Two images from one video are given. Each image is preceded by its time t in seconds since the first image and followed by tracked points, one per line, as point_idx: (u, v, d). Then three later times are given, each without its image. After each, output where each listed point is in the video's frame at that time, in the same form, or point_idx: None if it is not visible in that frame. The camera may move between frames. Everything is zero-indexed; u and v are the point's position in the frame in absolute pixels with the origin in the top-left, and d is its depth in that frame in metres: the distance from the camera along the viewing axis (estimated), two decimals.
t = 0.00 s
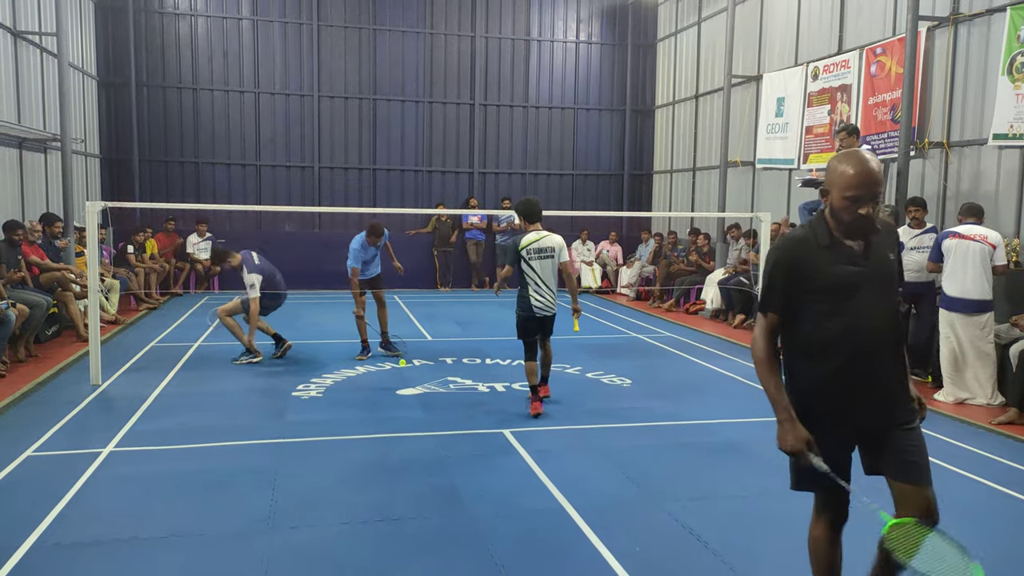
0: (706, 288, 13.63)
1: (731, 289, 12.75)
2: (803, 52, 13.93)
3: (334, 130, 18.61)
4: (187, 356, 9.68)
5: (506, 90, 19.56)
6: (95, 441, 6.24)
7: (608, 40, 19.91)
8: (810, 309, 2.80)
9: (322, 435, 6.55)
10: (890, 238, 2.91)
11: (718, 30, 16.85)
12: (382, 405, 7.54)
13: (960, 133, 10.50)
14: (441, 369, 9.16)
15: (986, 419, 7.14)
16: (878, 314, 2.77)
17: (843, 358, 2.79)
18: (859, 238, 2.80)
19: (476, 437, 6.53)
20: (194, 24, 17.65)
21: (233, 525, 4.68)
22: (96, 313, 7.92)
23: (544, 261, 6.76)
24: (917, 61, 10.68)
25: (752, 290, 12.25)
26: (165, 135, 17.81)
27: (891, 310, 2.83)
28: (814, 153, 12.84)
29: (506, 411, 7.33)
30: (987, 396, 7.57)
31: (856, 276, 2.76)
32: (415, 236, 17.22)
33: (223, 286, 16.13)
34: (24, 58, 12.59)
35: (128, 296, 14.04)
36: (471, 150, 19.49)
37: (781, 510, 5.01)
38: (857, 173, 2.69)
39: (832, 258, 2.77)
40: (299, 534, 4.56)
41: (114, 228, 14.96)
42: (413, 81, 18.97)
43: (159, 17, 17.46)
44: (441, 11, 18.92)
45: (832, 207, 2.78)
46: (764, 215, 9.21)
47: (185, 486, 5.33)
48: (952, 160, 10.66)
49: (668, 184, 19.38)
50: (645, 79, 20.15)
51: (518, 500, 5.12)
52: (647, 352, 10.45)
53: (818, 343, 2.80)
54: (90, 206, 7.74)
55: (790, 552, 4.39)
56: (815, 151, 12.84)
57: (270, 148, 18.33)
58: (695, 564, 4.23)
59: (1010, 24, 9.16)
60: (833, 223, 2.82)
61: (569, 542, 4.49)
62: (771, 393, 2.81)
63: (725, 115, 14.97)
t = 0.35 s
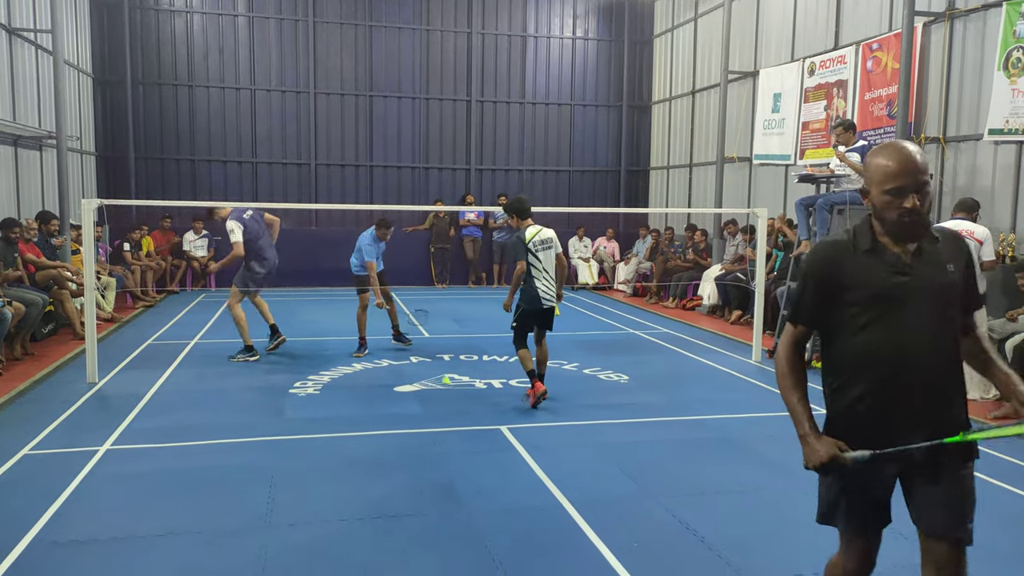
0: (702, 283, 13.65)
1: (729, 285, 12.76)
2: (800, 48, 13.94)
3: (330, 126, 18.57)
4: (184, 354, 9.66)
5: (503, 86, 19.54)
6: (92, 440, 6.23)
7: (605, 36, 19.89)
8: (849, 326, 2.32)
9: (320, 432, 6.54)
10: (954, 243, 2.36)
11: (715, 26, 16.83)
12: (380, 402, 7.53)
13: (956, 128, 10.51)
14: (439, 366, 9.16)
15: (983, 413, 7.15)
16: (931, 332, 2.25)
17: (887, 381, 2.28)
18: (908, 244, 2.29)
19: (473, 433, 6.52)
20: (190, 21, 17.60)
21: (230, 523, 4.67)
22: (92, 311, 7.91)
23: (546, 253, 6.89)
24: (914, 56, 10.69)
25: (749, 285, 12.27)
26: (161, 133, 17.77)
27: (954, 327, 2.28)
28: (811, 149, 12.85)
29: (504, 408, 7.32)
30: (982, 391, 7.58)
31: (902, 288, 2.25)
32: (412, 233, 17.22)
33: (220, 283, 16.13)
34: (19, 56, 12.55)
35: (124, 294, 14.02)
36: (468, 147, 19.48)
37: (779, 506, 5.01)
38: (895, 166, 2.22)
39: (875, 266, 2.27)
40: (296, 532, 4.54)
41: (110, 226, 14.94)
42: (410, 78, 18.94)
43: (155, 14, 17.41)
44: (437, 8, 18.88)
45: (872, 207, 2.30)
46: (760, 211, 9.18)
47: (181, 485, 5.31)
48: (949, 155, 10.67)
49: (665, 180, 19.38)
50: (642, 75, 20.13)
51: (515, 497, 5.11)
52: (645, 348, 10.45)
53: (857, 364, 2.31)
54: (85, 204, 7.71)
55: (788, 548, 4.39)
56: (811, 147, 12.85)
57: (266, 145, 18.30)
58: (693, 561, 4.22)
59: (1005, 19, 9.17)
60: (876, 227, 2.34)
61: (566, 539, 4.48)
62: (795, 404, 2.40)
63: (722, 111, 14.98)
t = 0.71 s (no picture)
0: (697, 280, 13.67)
1: (723, 282, 12.79)
2: (792, 45, 13.96)
3: (324, 126, 18.53)
4: (179, 355, 9.63)
5: (497, 85, 19.54)
6: (87, 443, 6.21)
7: (598, 34, 19.89)
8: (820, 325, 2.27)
9: (316, 433, 6.53)
10: (944, 228, 2.09)
11: (707, 23, 16.84)
12: (376, 402, 7.52)
13: (948, 123, 10.54)
14: (434, 366, 9.15)
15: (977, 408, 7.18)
16: (889, 330, 2.07)
17: (846, 381, 2.17)
18: (875, 235, 2.16)
19: (469, 433, 6.51)
20: (182, 22, 17.56)
21: (227, 525, 4.66)
22: (86, 313, 7.87)
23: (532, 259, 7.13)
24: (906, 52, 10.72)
25: (744, 282, 12.30)
26: (154, 134, 17.72)
27: (925, 324, 2.04)
28: (804, 145, 12.88)
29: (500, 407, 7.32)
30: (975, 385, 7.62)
31: (860, 282, 2.14)
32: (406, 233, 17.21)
33: (215, 285, 16.11)
34: (10, 58, 12.48)
35: (118, 296, 13.98)
36: (462, 146, 19.47)
37: (775, 503, 5.02)
38: (841, 155, 2.15)
39: (837, 261, 2.21)
40: (293, 534, 4.53)
41: (104, 228, 14.90)
42: (403, 77, 18.92)
43: (146, 15, 17.35)
44: (429, 7, 18.86)
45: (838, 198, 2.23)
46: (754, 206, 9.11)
47: (177, 487, 5.30)
48: (941, 151, 10.70)
49: (659, 178, 19.38)
50: (635, 73, 20.14)
51: (512, 496, 5.11)
52: (640, 346, 10.46)
53: (828, 368, 2.23)
54: (78, 206, 7.67)
55: (785, 545, 4.40)
56: (804, 144, 12.89)
57: (259, 145, 18.26)
58: (690, 558, 4.23)
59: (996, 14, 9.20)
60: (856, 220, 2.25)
61: (563, 537, 4.48)
62: (773, 394, 2.41)
63: (715, 108, 15.00)
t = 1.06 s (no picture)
0: (698, 277, 13.67)
1: (725, 279, 12.80)
2: (794, 41, 13.94)
3: (325, 121, 18.52)
4: (179, 349, 9.64)
5: (498, 80, 19.51)
6: (88, 436, 6.21)
7: (600, 30, 19.86)
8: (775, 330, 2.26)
9: (316, 427, 6.54)
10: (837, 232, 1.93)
11: (710, 19, 16.79)
12: (376, 397, 7.53)
13: (951, 121, 10.52)
14: (434, 361, 9.16)
15: (977, 406, 7.18)
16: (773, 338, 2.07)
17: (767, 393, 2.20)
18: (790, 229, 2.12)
19: (470, 428, 6.53)
20: (183, 16, 17.53)
21: (227, 519, 4.66)
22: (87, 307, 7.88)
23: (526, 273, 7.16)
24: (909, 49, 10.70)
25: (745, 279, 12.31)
26: (155, 127, 17.70)
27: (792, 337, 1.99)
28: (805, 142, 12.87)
29: (500, 402, 7.33)
30: (973, 384, 7.63)
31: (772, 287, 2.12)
32: (407, 228, 17.20)
33: (216, 279, 16.12)
34: (12, 51, 12.50)
35: (119, 290, 13.98)
36: (463, 141, 19.45)
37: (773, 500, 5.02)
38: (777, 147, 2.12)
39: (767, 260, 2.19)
40: (293, 528, 4.54)
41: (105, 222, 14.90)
42: (405, 72, 18.89)
43: (147, 9, 17.32)
44: (431, 2, 18.83)
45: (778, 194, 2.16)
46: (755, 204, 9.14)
47: (177, 481, 5.31)
48: (943, 148, 10.68)
49: (661, 174, 19.35)
50: (637, 69, 20.10)
51: (512, 492, 5.12)
52: (639, 342, 10.46)
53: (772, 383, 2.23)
54: (80, 199, 7.67)
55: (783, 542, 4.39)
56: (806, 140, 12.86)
57: (261, 140, 18.25)
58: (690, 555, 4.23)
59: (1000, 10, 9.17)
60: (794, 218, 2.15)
61: (562, 533, 4.49)
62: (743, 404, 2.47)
63: (717, 104, 14.97)
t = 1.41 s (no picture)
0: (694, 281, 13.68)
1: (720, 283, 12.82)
2: (789, 45, 13.99)
3: (321, 125, 18.52)
4: (174, 354, 9.62)
5: (494, 84, 19.53)
6: (82, 442, 6.19)
7: (595, 34, 19.90)
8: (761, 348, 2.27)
9: (311, 432, 6.53)
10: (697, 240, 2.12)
11: (705, 23, 16.84)
12: (371, 401, 7.52)
13: (945, 124, 10.56)
14: (430, 365, 9.16)
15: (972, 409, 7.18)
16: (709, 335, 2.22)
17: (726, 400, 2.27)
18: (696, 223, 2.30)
19: (465, 432, 6.52)
20: (178, 20, 17.51)
21: (222, 525, 4.65)
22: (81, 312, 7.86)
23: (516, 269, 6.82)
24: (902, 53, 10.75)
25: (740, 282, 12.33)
26: (150, 132, 17.67)
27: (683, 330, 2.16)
28: (800, 146, 12.91)
29: (495, 406, 7.32)
30: (969, 386, 7.63)
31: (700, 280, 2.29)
32: (403, 232, 17.18)
33: (211, 283, 16.09)
34: (6, 55, 12.48)
35: (114, 294, 13.95)
36: (459, 145, 19.46)
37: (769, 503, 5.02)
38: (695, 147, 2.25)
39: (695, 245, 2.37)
40: (287, 534, 4.53)
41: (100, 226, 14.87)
42: (400, 76, 18.90)
43: (142, 13, 17.30)
44: (427, 6, 18.85)
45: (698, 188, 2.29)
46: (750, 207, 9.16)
47: (171, 486, 5.29)
48: (937, 152, 10.71)
49: (656, 178, 19.37)
50: (632, 73, 20.14)
51: (508, 496, 5.11)
52: (635, 346, 10.47)
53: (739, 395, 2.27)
54: (74, 204, 7.66)
55: (778, 545, 4.39)
56: (801, 144, 12.90)
57: (256, 144, 18.24)
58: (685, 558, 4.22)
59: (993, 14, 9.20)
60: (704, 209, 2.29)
61: (558, 537, 4.49)
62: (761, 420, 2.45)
63: (712, 108, 15.00)
